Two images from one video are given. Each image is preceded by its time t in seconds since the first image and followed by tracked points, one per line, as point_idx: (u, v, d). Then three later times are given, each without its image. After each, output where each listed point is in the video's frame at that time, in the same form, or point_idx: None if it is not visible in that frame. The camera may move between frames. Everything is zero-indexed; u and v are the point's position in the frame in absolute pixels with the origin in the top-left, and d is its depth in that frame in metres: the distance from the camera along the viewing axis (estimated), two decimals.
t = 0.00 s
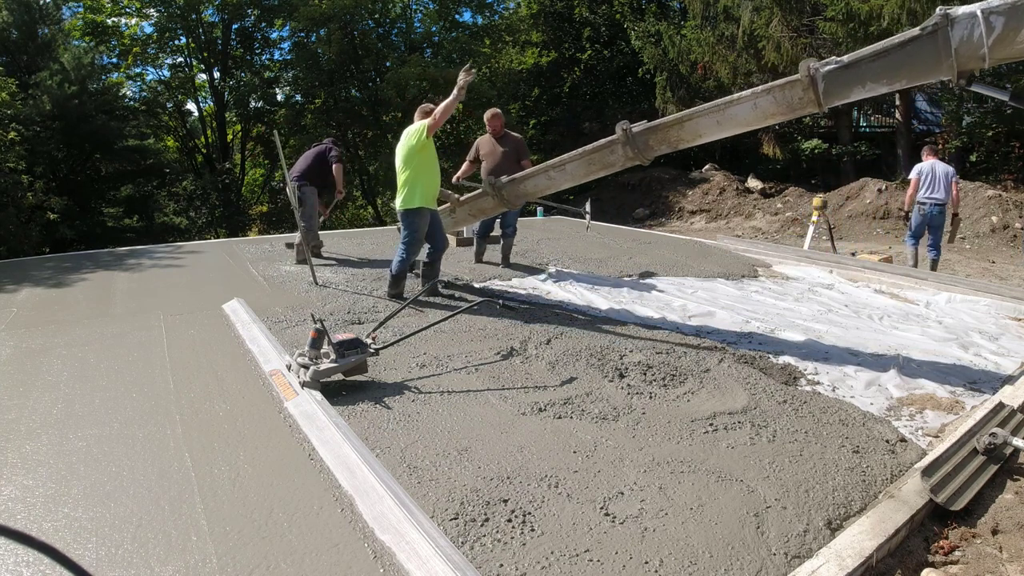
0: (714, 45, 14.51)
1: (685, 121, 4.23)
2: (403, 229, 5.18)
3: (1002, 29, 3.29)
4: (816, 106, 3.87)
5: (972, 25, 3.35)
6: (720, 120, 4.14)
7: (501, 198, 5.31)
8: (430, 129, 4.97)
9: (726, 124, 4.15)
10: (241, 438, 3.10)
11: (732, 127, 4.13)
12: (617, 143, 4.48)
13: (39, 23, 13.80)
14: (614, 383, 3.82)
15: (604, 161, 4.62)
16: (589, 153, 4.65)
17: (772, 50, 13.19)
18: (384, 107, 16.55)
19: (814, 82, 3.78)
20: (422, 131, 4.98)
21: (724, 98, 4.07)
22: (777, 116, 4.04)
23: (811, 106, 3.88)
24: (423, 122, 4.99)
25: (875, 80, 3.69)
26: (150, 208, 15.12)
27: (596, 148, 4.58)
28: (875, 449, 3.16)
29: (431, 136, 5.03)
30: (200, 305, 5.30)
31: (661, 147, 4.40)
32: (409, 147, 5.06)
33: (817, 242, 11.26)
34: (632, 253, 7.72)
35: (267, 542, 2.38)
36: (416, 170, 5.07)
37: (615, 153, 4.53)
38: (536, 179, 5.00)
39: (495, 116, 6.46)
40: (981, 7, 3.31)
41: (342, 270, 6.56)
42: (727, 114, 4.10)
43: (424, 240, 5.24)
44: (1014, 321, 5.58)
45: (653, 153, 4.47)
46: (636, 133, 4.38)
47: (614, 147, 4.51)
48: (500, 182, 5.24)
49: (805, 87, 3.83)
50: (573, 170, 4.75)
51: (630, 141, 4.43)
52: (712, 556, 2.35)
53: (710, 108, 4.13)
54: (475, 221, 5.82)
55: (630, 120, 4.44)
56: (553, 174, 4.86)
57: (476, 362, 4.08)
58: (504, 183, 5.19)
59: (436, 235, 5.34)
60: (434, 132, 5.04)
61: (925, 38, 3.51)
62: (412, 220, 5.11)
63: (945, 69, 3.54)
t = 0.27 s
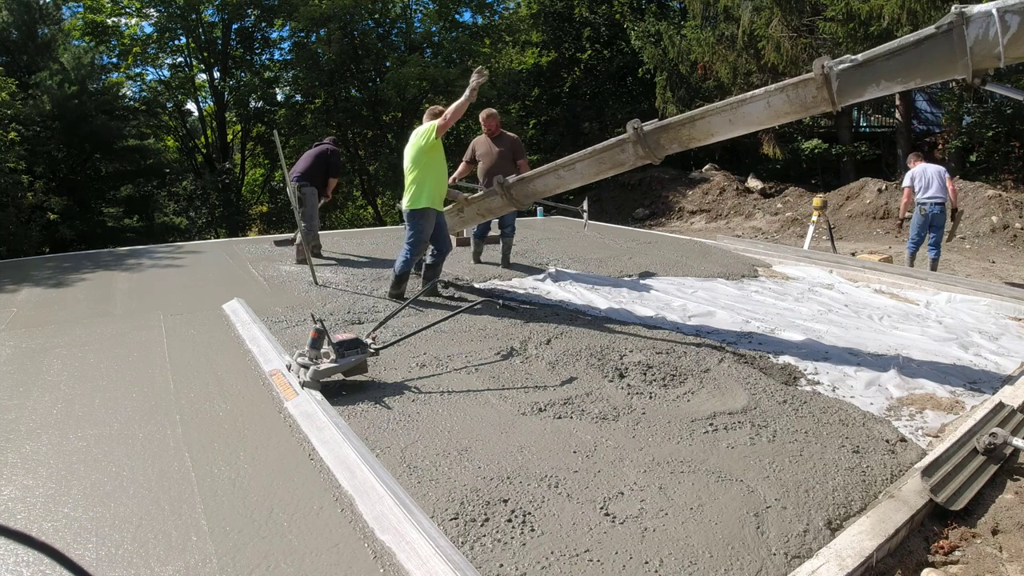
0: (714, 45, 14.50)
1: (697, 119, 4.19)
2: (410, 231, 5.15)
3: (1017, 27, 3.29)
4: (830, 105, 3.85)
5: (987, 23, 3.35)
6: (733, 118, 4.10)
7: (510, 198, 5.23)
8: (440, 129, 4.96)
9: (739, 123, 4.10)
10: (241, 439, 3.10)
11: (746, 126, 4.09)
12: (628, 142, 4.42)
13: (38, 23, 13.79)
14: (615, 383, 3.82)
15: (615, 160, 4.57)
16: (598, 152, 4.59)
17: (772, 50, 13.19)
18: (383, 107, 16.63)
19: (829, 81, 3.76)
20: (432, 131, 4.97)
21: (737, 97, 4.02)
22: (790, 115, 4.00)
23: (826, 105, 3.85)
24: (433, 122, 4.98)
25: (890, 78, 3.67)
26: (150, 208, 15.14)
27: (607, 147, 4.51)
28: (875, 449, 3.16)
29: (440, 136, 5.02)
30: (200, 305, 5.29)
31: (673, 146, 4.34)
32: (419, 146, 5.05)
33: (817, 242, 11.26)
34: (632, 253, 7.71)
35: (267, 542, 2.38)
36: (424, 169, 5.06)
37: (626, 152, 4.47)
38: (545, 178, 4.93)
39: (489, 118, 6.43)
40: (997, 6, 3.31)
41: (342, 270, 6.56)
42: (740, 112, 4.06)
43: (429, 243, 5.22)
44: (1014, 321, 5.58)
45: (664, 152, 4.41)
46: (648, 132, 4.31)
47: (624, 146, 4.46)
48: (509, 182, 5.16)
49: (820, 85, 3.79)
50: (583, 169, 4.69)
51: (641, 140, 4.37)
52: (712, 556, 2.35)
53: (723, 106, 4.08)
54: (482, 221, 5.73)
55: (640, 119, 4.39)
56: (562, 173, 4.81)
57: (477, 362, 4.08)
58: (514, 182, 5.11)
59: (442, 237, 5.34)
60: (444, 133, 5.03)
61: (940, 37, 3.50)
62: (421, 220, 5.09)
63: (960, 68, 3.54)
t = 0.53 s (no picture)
0: (714, 45, 14.50)
1: (708, 118, 4.17)
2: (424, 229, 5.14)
3: None
4: (843, 104, 3.83)
5: (1002, 22, 3.32)
6: (745, 117, 4.08)
7: (519, 196, 5.19)
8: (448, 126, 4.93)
9: (751, 122, 4.08)
10: (241, 439, 3.10)
11: (757, 124, 4.06)
12: (638, 141, 4.40)
13: (38, 23, 13.79)
14: (615, 383, 3.82)
15: (624, 160, 4.54)
16: (608, 151, 4.57)
17: (772, 50, 13.19)
18: (384, 107, 16.62)
19: (842, 79, 3.74)
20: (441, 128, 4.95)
21: (749, 95, 4.00)
22: (803, 113, 3.98)
23: (839, 104, 3.83)
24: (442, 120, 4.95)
25: (904, 77, 3.65)
26: (150, 208, 15.15)
27: (616, 146, 4.49)
28: (875, 449, 3.16)
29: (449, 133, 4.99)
30: (200, 305, 5.29)
31: (683, 145, 4.33)
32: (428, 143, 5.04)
33: (817, 242, 11.26)
34: (632, 253, 7.71)
35: (267, 542, 2.38)
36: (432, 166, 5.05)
37: (636, 151, 4.45)
38: (553, 177, 4.89)
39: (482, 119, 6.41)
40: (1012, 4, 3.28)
41: (341, 270, 6.56)
42: (751, 111, 4.04)
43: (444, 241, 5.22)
44: (1014, 321, 5.58)
45: (673, 151, 4.39)
46: (658, 131, 4.29)
47: (634, 145, 4.43)
48: (518, 181, 5.13)
49: (833, 84, 3.77)
50: (592, 169, 4.67)
51: (651, 139, 4.35)
52: (712, 556, 2.35)
53: (735, 105, 4.06)
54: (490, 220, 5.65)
55: (650, 118, 4.37)
56: (572, 172, 4.79)
57: (477, 362, 4.08)
58: (524, 181, 5.06)
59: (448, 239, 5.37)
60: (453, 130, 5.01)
61: (955, 36, 3.47)
62: (437, 218, 5.10)
63: (974, 67, 3.50)
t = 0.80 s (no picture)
0: (714, 45, 14.50)
1: (719, 116, 4.17)
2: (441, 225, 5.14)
3: None
4: (855, 103, 3.82)
5: (1015, 21, 3.34)
6: (757, 116, 4.07)
7: (527, 195, 5.19)
8: (454, 123, 4.87)
9: (763, 120, 4.07)
10: (242, 438, 3.10)
11: (769, 123, 4.06)
12: (649, 139, 4.42)
13: (38, 23, 13.80)
14: (614, 383, 3.82)
15: (635, 158, 4.56)
16: (618, 149, 4.58)
17: (772, 50, 13.19)
18: (384, 107, 16.60)
19: (855, 78, 3.73)
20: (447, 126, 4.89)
21: (761, 94, 4.00)
22: (815, 112, 3.97)
23: (851, 103, 3.82)
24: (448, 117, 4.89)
25: (917, 76, 3.65)
26: (150, 208, 15.16)
27: (626, 145, 4.50)
28: (875, 449, 3.16)
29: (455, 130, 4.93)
30: (200, 305, 5.29)
31: (694, 144, 4.34)
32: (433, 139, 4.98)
33: (816, 242, 11.27)
34: (632, 253, 7.72)
35: (267, 541, 2.38)
36: (438, 163, 5.00)
37: (645, 149, 4.47)
38: (562, 176, 4.90)
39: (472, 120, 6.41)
40: None
41: (342, 270, 6.56)
42: (763, 110, 4.04)
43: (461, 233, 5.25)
44: (1014, 321, 5.58)
45: (684, 150, 4.41)
46: (668, 130, 4.31)
47: (644, 144, 4.45)
48: (525, 180, 5.12)
49: (846, 82, 3.77)
50: (602, 167, 4.69)
51: (661, 138, 4.36)
52: (712, 556, 2.35)
53: (747, 103, 4.06)
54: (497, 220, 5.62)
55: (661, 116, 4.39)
56: (581, 171, 4.80)
57: (477, 362, 4.09)
58: (532, 179, 5.05)
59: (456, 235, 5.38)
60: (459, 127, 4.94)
61: (969, 35, 3.48)
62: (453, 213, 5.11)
63: (987, 66, 3.50)
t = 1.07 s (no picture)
0: (714, 45, 14.49)
1: (731, 116, 4.16)
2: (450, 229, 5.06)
3: None
4: (868, 102, 3.82)
5: None
6: (770, 115, 4.06)
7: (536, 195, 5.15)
8: (463, 120, 4.85)
9: (775, 120, 4.07)
10: (242, 438, 3.10)
11: (782, 122, 4.05)
12: (660, 139, 4.41)
13: (38, 23, 13.81)
14: (614, 383, 3.82)
15: (645, 158, 4.55)
16: (628, 149, 4.57)
17: (772, 50, 13.19)
18: (384, 107, 16.60)
19: (869, 78, 3.73)
20: (456, 123, 4.87)
21: (774, 93, 3.99)
22: (828, 112, 3.96)
23: (864, 102, 3.82)
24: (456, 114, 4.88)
25: (930, 76, 3.64)
26: (150, 208, 15.17)
27: (636, 145, 4.49)
28: (876, 449, 3.16)
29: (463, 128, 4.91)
30: (201, 305, 5.29)
31: (705, 144, 4.34)
32: (442, 137, 4.95)
33: (816, 242, 11.27)
34: (632, 254, 7.71)
35: (267, 541, 2.38)
36: (446, 161, 4.97)
37: (656, 149, 4.46)
38: (571, 176, 4.89)
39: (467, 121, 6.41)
40: None
41: (342, 270, 6.56)
42: (776, 109, 4.03)
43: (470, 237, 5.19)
44: (1014, 321, 5.58)
45: (695, 150, 4.41)
46: (680, 129, 4.32)
47: (655, 143, 4.45)
48: (534, 180, 5.08)
49: (860, 82, 3.77)
50: (612, 167, 4.69)
51: (672, 137, 4.36)
52: (712, 556, 2.35)
53: (760, 103, 4.05)
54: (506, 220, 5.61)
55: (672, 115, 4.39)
56: (591, 171, 4.79)
57: (477, 362, 4.09)
58: (541, 180, 5.03)
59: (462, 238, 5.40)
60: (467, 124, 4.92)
61: (983, 34, 3.46)
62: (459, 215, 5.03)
63: (1002, 66, 3.49)
